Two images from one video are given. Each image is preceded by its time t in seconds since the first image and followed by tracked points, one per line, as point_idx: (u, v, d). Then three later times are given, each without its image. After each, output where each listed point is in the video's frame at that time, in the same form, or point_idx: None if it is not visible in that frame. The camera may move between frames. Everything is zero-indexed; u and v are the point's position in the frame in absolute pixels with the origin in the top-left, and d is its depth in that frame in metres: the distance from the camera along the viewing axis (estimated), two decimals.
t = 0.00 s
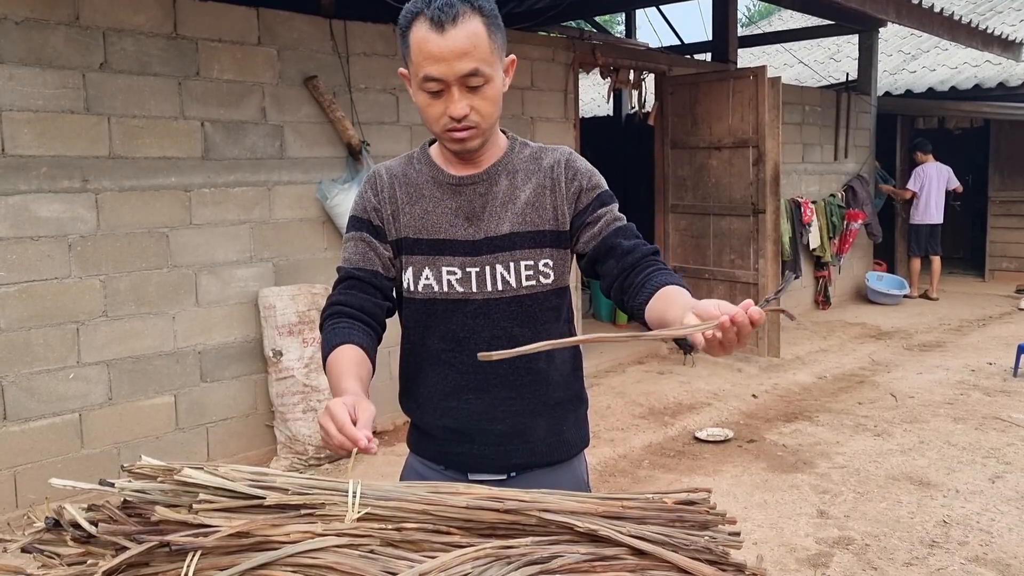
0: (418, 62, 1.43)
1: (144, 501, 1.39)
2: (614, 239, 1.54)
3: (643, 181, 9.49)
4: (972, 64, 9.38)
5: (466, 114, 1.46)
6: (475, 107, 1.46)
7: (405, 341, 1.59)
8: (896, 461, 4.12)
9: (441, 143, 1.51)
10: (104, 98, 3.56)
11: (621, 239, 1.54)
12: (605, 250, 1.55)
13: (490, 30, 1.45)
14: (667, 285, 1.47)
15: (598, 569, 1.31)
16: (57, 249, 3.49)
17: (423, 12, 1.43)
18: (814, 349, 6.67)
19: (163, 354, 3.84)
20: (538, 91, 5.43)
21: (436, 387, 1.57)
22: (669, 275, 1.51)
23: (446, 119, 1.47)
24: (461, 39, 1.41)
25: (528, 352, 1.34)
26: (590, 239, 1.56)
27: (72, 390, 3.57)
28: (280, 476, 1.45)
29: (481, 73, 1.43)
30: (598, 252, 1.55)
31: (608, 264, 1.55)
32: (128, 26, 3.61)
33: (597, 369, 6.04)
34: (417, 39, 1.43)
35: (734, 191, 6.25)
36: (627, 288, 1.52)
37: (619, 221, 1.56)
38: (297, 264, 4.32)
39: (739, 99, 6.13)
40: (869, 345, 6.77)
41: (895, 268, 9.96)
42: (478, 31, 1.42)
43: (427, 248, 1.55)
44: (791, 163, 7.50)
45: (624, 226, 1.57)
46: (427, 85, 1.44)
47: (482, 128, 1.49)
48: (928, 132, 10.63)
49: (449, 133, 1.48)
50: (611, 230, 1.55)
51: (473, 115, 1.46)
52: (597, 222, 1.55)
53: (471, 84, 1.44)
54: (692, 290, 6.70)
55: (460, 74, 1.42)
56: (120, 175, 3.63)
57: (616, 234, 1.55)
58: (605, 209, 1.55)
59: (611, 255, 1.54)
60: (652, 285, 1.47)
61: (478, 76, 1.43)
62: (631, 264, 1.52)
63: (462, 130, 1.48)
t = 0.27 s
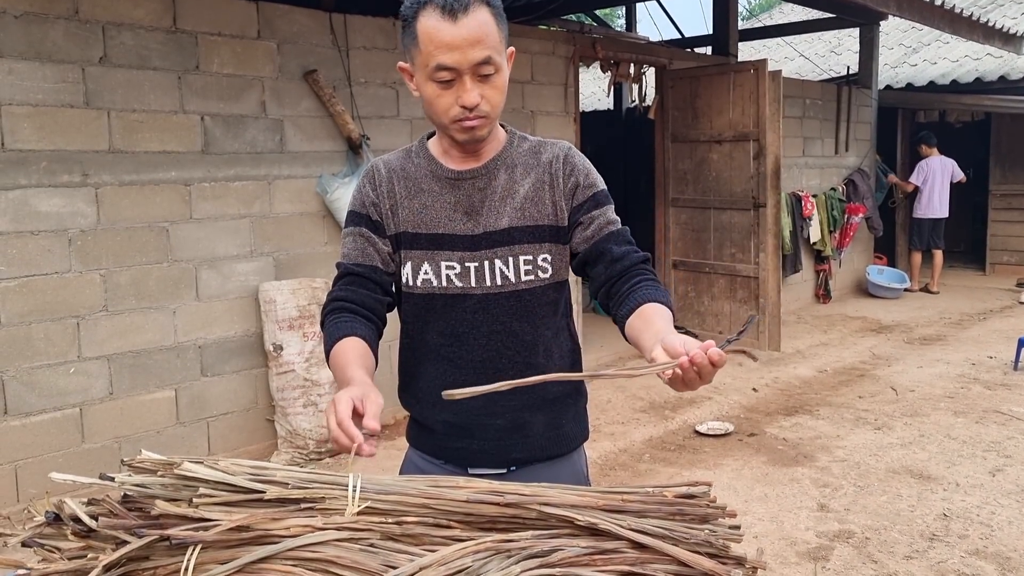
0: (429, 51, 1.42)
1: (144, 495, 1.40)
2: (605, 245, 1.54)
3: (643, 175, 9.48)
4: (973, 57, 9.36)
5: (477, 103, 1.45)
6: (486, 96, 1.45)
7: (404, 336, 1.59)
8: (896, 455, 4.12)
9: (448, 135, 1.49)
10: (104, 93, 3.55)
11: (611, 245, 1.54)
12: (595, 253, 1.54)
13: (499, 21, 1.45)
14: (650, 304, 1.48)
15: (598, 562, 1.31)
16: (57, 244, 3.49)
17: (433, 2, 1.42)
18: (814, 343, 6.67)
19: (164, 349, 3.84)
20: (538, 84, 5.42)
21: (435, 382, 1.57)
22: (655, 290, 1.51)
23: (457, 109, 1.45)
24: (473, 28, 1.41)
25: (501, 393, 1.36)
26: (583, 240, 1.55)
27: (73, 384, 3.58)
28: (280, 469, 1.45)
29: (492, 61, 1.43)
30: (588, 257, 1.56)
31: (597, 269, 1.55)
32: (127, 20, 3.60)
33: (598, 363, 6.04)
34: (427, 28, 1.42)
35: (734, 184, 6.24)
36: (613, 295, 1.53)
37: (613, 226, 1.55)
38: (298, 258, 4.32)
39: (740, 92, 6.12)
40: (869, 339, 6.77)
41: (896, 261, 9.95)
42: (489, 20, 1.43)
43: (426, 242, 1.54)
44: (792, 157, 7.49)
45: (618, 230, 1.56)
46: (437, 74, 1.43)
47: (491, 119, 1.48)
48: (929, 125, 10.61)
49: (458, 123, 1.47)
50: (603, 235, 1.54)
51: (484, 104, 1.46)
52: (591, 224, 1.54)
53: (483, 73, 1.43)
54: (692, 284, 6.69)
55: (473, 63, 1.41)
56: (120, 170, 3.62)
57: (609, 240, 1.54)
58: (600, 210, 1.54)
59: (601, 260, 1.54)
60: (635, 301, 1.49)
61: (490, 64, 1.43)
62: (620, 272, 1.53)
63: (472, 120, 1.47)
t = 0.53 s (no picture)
0: (439, 41, 1.42)
1: (144, 493, 1.40)
2: (595, 247, 1.51)
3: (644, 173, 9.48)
4: (973, 55, 9.35)
5: (485, 95, 1.45)
6: (494, 87, 1.45)
7: (403, 333, 1.59)
8: (897, 453, 4.12)
9: (453, 127, 1.49)
10: (104, 92, 3.55)
11: (600, 249, 1.51)
12: (585, 256, 1.52)
13: (507, 18, 1.47)
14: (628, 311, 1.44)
15: (598, 561, 1.31)
16: (57, 242, 3.49)
17: None
18: (814, 341, 6.67)
19: (164, 347, 3.84)
20: (539, 83, 5.42)
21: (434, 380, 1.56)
22: (641, 298, 1.47)
23: (465, 100, 1.45)
24: (483, 19, 1.41)
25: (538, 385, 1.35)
26: (575, 242, 1.54)
27: (73, 383, 3.58)
28: (279, 468, 1.45)
29: (501, 55, 1.44)
30: (576, 258, 1.54)
31: (586, 271, 1.53)
32: (127, 19, 3.60)
33: (598, 362, 6.04)
34: (438, 19, 1.42)
35: (735, 183, 6.23)
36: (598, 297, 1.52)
37: (604, 228, 1.52)
38: (298, 257, 4.32)
39: (740, 91, 6.11)
40: (870, 337, 6.77)
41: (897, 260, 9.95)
42: (498, 15, 1.44)
43: (424, 240, 1.54)
44: (793, 155, 7.48)
45: (612, 232, 1.53)
46: (446, 65, 1.43)
47: (496, 113, 1.49)
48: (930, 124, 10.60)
49: (465, 116, 1.47)
50: (594, 237, 1.52)
51: (491, 97, 1.46)
52: (583, 226, 1.52)
53: (491, 65, 1.44)
54: (693, 282, 6.69)
55: (484, 54, 1.42)
56: (120, 168, 3.62)
57: (600, 242, 1.51)
58: (593, 213, 1.52)
59: (589, 263, 1.52)
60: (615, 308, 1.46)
61: (499, 58, 1.43)
62: (608, 276, 1.50)
63: (479, 112, 1.47)
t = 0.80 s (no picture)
0: (453, 33, 1.43)
1: (145, 491, 1.40)
2: (597, 246, 1.51)
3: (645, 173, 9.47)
4: (975, 55, 9.34)
5: (498, 88, 1.44)
6: (507, 81, 1.45)
7: (404, 332, 1.58)
8: (897, 453, 4.12)
9: (464, 121, 1.48)
10: (105, 90, 3.55)
11: (603, 247, 1.50)
12: (587, 256, 1.52)
13: (518, 15, 1.48)
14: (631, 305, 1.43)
15: (599, 560, 1.31)
16: (58, 240, 3.49)
17: None
18: (815, 340, 6.67)
19: (165, 346, 3.84)
20: (540, 82, 5.42)
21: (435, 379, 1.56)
22: (643, 293, 1.47)
23: (477, 92, 1.45)
24: (498, 13, 1.43)
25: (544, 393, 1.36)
26: (578, 241, 1.53)
27: (74, 381, 3.58)
28: (280, 466, 1.45)
29: (514, 49, 1.45)
30: (580, 257, 1.54)
31: (589, 270, 1.53)
32: (128, 18, 3.60)
33: (599, 361, 6.04)
34: (452, 12, 1.43)
35: (736, 182, 6.23)
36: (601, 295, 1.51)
37: (607, 227, 1.52)
38: (299, 255, 4.32)
39: (742, 90, 6.11)
40: (870, 337, 6.77)
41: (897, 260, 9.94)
42: (511, 10, 1.45)
43: (427, 238, 1.54)
44: (794, 155, 7.48)
45: (614, 231, 1.52)
46: (460, 56, 1.43)
47: (506, 108, 1.49)
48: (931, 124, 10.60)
49: (476, 109, 1.47)
50: (596, 237, 1.51)
51: (503, 91, 1.46)
52: (585, 225, 1.52)
53: (504, 58, 1.44)
54: (693, 281, 6.69)
55: (497, 47, 1.43)
56: (121, 167, 3.62)
57: (601, 242, 1.51)
58: (595, 213, 1.52)
59: (591, 261, 1.52)
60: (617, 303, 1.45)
61: (511, 52, 1.44)
62: (609, 275, 1.49)
63: (490, 106, 1.46)
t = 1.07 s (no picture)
0: (459, 28, 1.43)
1: (150, 490, 1.40)
2: (611, 239, 1.52)
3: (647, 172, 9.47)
4: (977, 54, 9.33)
5: (503, 83, 1.45)
6: (512, 77, 1.45)
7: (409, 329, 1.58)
8: (899, 452, 4.12)
9: (469, 117, 1.48)
10: (108, 88, 3.55)
11: (617, 239, 1.52)
12: (602, 249, 1.53)
13: (524, 12, 1.49)
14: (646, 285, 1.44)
15: (604, 559, 1.31)
16: (61, 239, 3.49)
17: None
18: (817, 340, 6.67)
19: (167, 344, 3.84)
20: (542, 81, 5.42)
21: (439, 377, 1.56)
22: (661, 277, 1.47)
23: (482, 87, 1.45)
24: (504, 9, 1.44)
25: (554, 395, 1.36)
26: (589, 237, 1.55)
27: (77, 379, 3.58)
28: (284, 465, 1.45)
29: (520, 45, 1.45)
30: (596, 251, 1.54)
31: (605, 264, 1.54)
32: (131, 16, 3.60)
33: (601, 360, 6.04)
34: (458, 7, 1.44)
35: (738, 181, 6.23)
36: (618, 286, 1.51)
37: (620, 219, 1.54)
38: (301, 254, 4.32)
39: (744, 89, 6.10)
40: (872, 336, 6.77)
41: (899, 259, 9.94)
42: (517, 7, 1.46)
43: (433, 236, 1.54)
44: (796, 154, 7.48)
45: (626, 225, 1.55)
46: (466, 51, 1.43)
47: (512, 104, 1.49)
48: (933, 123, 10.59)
49: (481, 104, 1.47)
50: (610, 230, 1.53)
51: (508, 86, 1.46)
52: (598, 221, 1.53)
53: (510, 53, 1.45)
54: (695, 281, 6.69)
55: (503, 41, 1.43)
56: (124, 165, 3.63)
57: (615, 234, 1.52)
58: (606, 208, 1.54)
59: (607, 255, 1.53)
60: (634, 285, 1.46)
61: (517, 47, 1.45)
62: (626, 266, 1.50)
63: (496, 102, 1.46)
